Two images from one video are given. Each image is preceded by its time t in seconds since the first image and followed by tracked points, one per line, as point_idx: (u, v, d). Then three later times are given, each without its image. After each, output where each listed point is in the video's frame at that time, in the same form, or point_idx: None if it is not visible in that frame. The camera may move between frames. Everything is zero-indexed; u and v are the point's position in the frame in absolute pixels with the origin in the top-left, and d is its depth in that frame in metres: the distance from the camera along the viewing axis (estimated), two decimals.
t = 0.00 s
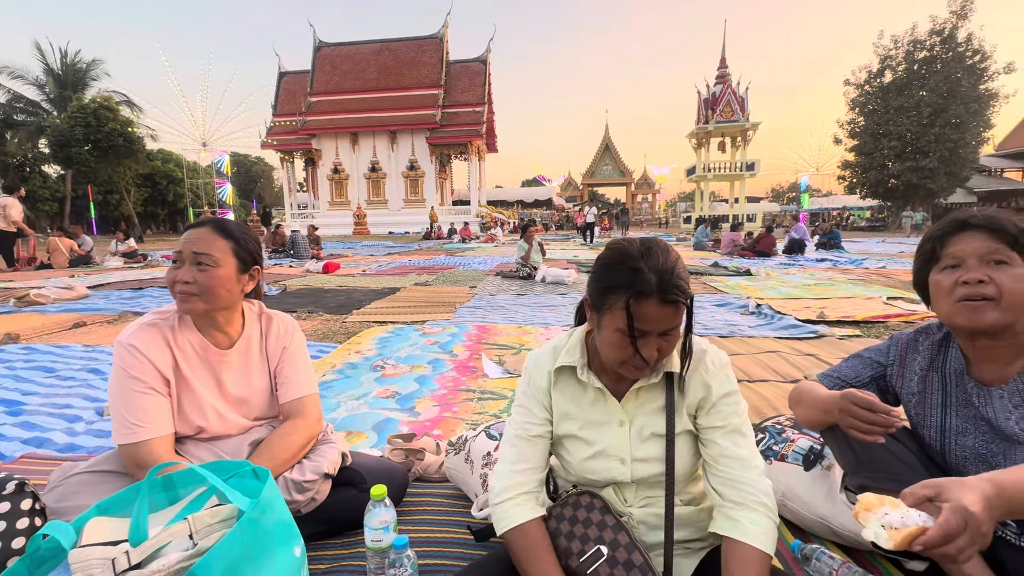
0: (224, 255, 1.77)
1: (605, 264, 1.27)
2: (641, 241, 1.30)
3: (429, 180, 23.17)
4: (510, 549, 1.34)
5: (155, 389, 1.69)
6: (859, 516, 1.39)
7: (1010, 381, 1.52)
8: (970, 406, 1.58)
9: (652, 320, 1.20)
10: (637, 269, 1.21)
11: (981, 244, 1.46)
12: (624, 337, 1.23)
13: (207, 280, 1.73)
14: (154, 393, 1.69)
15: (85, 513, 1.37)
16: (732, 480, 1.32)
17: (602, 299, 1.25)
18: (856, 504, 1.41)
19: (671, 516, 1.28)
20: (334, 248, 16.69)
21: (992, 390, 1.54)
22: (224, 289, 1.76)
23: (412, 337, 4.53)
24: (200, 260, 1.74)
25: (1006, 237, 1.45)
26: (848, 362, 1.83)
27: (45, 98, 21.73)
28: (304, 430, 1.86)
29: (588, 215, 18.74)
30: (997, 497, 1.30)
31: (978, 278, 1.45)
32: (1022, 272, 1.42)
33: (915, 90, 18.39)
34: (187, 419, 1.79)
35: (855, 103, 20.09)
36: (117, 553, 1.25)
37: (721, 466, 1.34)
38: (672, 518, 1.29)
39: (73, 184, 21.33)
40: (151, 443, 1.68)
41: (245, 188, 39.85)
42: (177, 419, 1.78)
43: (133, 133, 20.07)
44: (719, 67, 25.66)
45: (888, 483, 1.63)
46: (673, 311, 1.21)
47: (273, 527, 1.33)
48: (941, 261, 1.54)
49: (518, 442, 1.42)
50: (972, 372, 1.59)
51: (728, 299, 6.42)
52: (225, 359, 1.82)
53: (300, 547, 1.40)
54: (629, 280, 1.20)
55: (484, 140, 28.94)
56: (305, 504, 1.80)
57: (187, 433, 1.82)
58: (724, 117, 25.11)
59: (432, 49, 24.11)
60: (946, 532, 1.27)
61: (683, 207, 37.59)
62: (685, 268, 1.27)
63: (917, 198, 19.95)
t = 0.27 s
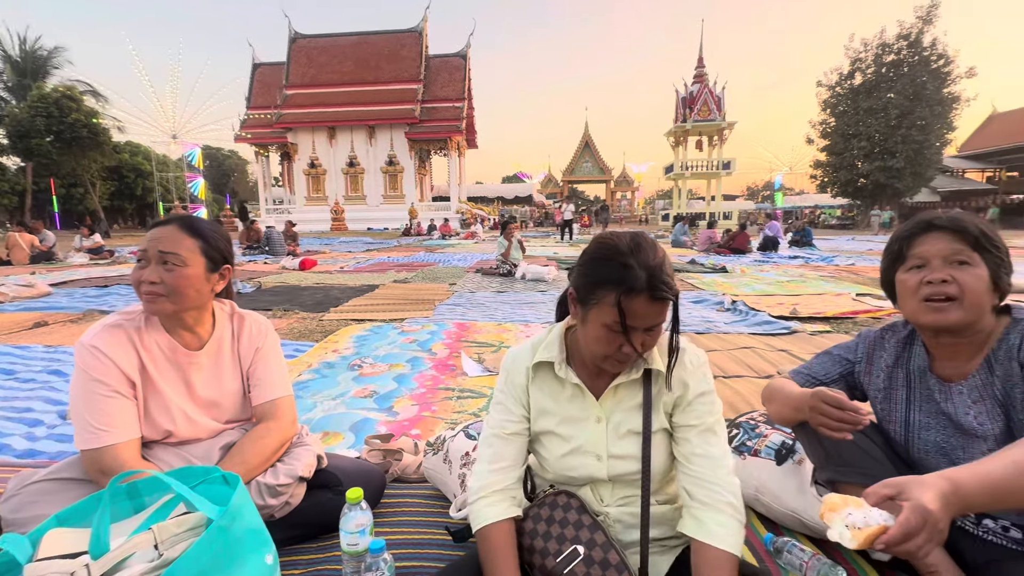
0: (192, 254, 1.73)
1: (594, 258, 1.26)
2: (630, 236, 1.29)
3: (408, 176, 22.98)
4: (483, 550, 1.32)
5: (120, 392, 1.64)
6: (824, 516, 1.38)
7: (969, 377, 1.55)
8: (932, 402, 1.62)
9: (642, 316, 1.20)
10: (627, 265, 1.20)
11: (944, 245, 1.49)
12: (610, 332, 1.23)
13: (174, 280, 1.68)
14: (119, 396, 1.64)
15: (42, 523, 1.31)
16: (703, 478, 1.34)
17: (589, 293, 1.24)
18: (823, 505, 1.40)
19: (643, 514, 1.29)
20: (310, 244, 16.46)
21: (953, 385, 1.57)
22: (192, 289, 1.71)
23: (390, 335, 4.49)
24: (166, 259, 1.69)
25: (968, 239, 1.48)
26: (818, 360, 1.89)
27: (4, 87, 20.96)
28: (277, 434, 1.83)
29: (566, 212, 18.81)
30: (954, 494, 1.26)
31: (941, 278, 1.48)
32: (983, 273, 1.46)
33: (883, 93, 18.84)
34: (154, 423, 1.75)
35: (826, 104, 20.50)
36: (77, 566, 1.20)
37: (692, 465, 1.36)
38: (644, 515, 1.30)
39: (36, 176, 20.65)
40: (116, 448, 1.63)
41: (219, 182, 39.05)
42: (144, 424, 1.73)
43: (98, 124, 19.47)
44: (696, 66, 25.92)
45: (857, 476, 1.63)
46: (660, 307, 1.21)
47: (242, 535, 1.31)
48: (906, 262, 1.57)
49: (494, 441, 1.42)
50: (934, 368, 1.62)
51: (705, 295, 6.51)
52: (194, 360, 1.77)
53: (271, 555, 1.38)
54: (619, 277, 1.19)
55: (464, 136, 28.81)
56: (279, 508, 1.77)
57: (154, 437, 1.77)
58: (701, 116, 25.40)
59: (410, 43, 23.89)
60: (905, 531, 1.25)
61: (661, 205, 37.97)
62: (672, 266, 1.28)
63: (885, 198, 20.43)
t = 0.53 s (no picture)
0: (151, 251, 1.67)
1: (574, 256, 1.24)
2: (611, 233, 1.27)
3: (383, 169, 22.72)
4: (461, 554, 1.32)
5: (78, 395, 1.58)
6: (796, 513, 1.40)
7: (929, 370, 1.58)
8: (895, 394, 1.66)
9: (618, 317, 1.21)
10: (607, 266, 1.19)
11: (912, 242, 1.53)
12: (588, 330, 1.23)
13: (132, 278, 1.63)
14: (75, 399, 1.58)
15: None
16: (669, 475, 1.34)
17: (568, 291, 1.23)
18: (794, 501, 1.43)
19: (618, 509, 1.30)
20: (283, 238, 16.18)
21: (914, 378, 1.61)
22: (152, 287, 1.66)
23: (367, 332, 4.44)
24: (124, 256, 1.63)
25: (933, 237, 1.53)
26: (788, 354, 1.93)
27: None
28: (248, 435, 1.79)
29: (541, 206, 18.86)
30: (916, 488, 1.25)
31: (909, 273, 1.51)
32: (947, 269, 1.50)
33: (849, 93, 19.30)
34: (116, 427, 1.69)
35: (796, 103, 20.91)
36: None
37: (659, 460, 1.36)
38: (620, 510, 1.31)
39: None
40: (74, 454, 1.57)
41: (188, 174, 38.08)
42: (105, 427, 1.68)
43: (56, 113, 18.77)
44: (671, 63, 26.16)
45: (826, 468, 1.68)
46: (638, 308, 1.22)
47: (210, 541, 1.27)
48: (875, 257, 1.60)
49: (473, 437, 1.41)
50: (897, 361, 1.66)
51: (680, 290, 6.58)
52: (157, 360, 1.72)
53: (241, 561, 1.35)
54: (601, 277, 1.18)
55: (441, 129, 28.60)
56: (249, 511, 1.74)
57: (116, 441, 1.71)
58: (676, 113, 25.68)
59: (385, 34, 23.56)
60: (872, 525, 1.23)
61: (637, 201, 38.32)
62: (651, 265, 1.27)
63: (851, 196, 20.94)
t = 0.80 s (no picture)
0: (111, 245, 1.61)
1: (542, 249, 1.25)
2: (578, 226, 1.29)
3: (355, 161, 22.38)
4: (430, 549, 1.31)
5: (30, 399, 1.54)
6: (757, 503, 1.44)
7: (883, 361, 1.63)
8: (852, 385, 1.70)
9: (587, 309, 1.22)
10: (574, 257, 1.20)
11: (872, 238, 1.59)
12: (558, 324, 1.23)
13: (90, 273, 1.57)
14: (28, 403, 1.53)
15: None
16: (647, 462, 1.36)
17: (537, 285, 1.24)
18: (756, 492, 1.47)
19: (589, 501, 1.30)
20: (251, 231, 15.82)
21: (869, 369, 1.66)
22: (112, 282, 1.60)
23: (339, 327, 4.39)
24: (81, 250, 1.57)
25: (891, 234, 1.59)
26: (754, 347, 1.97)
27: None
28: (215, 435, 1.75)
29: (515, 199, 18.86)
30: (868, 475, 1.30)
31: (870, 267, 1.56)
32: (904, 265, 1.56)
33: (815, 91, 19.74)
34: (72, 430, 1.63)
35: (765, 100, 21.28)
36: None
37: (636, 449, 1.38)
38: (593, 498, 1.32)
39: None
40: (26, 458, 1.52)
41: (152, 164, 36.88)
42: (61, 431, 1.62)
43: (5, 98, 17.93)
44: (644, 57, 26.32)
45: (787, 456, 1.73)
46: (606, 300, 1.22)
47: (174, 544, 1.24)
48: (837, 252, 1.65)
49: (443, 436, 1.41)
50: (854, 353, 1.71)
51: (652, 283, 6.66)
52: (115, 360, 1.67)
53: (208, 564, 1.31)
54: (568, 269, 1.19)
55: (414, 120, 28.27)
56: (218, 512, 1.70)
57: (73, 445, 1.66)
58: (650, 107, 25.88)
59: (356, 23, 23.13)
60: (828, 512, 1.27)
61: (612, 194, 38.60)
62: (617, 256, 1.29)
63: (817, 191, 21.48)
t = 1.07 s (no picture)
0: (56, 232, 1.54)
1: (504, 241, 1.25)
2: (541, 218, 1.29)
3: (319, 145, 21.85)
4: (390, 547, 1.29)
5: None
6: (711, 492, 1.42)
7: (833, 349, 1.69)
8: (804, 371, 1.76)
9: (549, 301, 1.21)
10: (535, 248, 1.20)
11: (825, 229, 1.63)
12: (520, 317, 1.22)
13: (34, 261, 1.49)
14: None
15: None
16: (612, 453, 1.38)
17: (499, 277, 1.23)
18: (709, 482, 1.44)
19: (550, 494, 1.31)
20: (210, 217, 15.31)
21: (820, 356, 1.72)
22: (58, 272, 1.54)
23: (301, 317, 4.29)
24: (24, 237, 1.49)
25: (843, 225, 1.64)
26: (713, 335, 2.00)
27: None
28: (164, 432, 1.68)
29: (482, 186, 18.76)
30: (814, 461, 1.34)
31: (824, 258, 1.60)
32: (854, 255, 1.61)
33: (776, 83, 20.16)
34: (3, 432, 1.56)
35: (729, 91, 21.62)
36: None
37: (601, 441, 1.40)
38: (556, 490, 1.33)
39: None
40: None
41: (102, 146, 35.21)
42: None
43: None
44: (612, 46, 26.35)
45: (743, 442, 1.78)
46: (568, 291, 1.22)
47: (112, 553, 1.18)
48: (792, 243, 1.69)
49: (402, 433, 1.39)
50: (807, 342, 1.77)
51: (619, 272, 6.74)
52: (50, 357, 1.59)
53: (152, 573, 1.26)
54: (529, 259, 1.19)
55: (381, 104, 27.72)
56: (168, 514, 1.66)
57: (4, 448, 1.58)
58: (618, 96, 25.99)
59: (318, 2, 22.42)
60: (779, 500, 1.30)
61: (580, 182, 38.79)
62: (580, 247, 1.29)
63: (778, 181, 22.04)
